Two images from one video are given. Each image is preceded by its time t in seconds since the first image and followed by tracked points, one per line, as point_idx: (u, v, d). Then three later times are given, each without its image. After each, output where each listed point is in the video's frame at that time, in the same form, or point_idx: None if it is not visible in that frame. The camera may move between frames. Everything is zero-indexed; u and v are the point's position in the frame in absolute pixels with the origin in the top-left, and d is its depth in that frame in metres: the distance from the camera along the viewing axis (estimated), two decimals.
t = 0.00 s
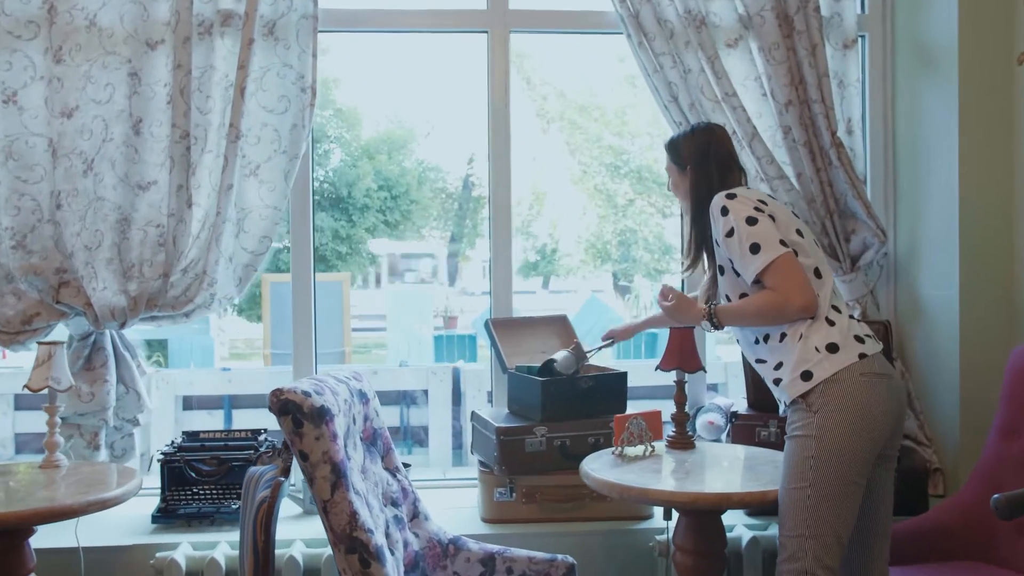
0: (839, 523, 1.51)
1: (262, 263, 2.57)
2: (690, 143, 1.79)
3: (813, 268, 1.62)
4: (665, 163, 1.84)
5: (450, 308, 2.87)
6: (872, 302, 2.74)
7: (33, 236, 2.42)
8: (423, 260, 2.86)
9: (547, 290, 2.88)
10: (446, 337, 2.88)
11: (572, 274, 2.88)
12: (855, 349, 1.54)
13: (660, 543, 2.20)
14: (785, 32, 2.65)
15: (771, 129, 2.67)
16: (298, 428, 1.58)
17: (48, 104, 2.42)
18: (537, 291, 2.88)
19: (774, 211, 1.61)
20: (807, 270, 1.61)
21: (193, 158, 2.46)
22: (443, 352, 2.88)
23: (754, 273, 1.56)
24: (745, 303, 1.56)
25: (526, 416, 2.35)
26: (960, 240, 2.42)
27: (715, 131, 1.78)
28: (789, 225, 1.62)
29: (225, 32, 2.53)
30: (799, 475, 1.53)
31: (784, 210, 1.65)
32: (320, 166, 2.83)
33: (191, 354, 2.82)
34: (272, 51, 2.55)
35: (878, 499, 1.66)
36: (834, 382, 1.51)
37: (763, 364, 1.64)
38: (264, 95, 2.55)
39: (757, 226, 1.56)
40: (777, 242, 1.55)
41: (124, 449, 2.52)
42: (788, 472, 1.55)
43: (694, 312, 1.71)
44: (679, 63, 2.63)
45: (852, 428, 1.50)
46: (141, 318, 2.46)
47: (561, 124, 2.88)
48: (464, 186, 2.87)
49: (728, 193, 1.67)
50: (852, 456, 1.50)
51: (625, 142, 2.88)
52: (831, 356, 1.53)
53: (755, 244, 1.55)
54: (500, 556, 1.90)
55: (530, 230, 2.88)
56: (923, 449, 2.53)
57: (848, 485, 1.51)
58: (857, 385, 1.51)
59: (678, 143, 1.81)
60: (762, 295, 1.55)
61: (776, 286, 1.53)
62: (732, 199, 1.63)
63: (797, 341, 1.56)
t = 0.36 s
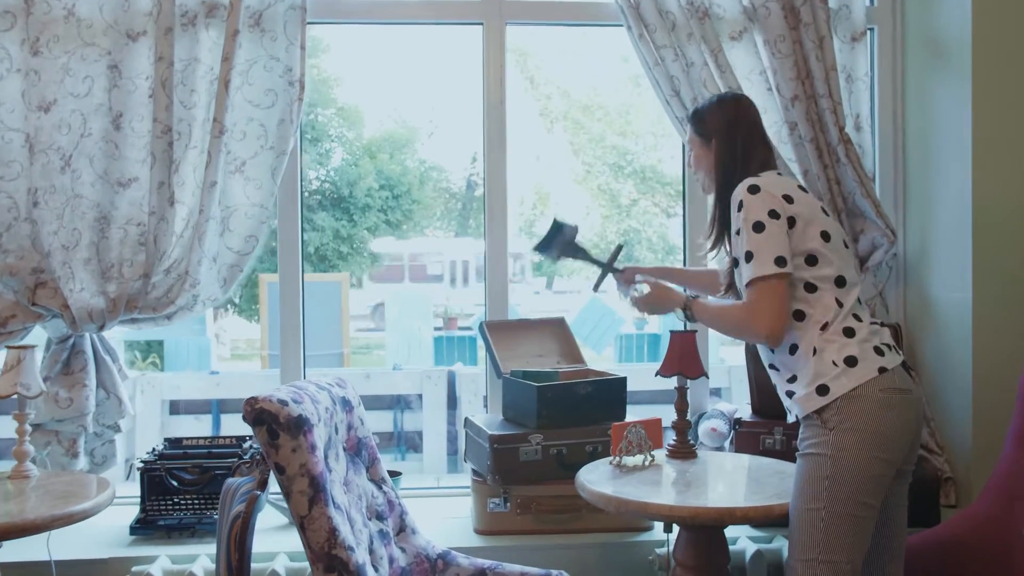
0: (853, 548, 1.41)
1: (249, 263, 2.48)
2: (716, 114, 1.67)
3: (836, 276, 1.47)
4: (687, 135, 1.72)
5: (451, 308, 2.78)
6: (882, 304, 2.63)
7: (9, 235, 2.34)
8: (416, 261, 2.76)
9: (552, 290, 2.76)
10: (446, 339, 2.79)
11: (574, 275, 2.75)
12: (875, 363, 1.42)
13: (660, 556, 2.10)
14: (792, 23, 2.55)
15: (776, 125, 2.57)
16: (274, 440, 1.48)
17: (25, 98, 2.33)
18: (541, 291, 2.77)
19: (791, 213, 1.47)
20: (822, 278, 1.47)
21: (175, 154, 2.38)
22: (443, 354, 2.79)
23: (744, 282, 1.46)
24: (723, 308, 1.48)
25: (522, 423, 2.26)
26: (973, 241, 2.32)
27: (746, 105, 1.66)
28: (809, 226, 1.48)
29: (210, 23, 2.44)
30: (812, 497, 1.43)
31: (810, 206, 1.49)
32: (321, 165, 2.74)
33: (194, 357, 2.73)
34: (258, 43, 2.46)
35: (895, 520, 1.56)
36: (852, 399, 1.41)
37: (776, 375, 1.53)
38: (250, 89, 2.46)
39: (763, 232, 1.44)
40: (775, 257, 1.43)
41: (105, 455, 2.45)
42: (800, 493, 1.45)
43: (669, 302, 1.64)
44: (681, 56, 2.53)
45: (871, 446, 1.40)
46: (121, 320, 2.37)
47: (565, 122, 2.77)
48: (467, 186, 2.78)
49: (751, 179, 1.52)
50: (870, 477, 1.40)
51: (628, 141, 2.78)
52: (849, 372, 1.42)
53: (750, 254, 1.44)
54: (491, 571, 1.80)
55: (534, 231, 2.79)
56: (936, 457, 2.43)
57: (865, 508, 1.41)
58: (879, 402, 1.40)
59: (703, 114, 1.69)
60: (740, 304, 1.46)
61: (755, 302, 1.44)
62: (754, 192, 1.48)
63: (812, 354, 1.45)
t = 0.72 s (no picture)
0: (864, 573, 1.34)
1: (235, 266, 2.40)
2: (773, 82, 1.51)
3: (849, 290, 1.38)
4: (734, 97, 1.55)
5: (448, 309, 2.70)
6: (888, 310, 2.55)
7: None
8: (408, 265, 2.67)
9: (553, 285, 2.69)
10: (443, 342, 2.70)
11: (573, 276, 2.68)
12: (890, 378, 1.34)
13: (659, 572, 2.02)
14: (795, 20, 2.47)
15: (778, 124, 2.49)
16: (252, 454, 1.40)
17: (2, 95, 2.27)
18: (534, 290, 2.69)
19: (821, 214, 1.38)
20: (832, 288, 1.38)
21: (158, 153, 2.30)
22: (438, 356, 2.70)
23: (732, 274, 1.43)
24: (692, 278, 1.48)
25: (516, 432, 2.18)
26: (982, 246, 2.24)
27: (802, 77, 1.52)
28: (835, 231, 1.38)
29: (194, 17, 2.36)
30: (822, 518, 1.35)
31: (843, 208, 1.39)
32: (318, 165, 2.66)
33: (180, 362, 2.65)
34: (244, 39, 2.39)
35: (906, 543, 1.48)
36: (866, 416, 1.33)
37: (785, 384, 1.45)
38: (236, 86, 2.38)
39: (777, 230, 1.38)
40: (771, 258, 1.37)
41: (86, 464, 2.36)
42: (809, 513, 1.38)
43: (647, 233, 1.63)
44: (682, 53, 2.46)
45: (885, 466, 1.32)
46: (101, 325, 2.30)
47: (564, 121, 2.69)
48: (467, 187, 2.70)
49: (784, 168, 1.42)
50: (882, 497, 1.33)
51: (627, 140, 2.70)
52: (862, 387, 1.34)
53: (748, 249, 1.40)
54: None
55: (534, 230, 2.69)
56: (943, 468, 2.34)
57: (878, 531, 1.34)
58: (893, 419, 1.32)
59: (755, 79, 1.52)
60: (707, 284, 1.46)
61: (722, 292, 1.43)
62: (780, 185, 1.40)
63: (821, 367, 1.37)
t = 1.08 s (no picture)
0: None
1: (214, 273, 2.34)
2: (801, 69, 1.42)
3: (869, 302, 1.33)
4: (755, 86, 1.43)
5: (435, 312, 2.64)
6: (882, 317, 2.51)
7: None
8: (393, 269, 2.62)
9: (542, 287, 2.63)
10: (431, 346, 2.64)
11: (563, 280, 2.63)
12: (891, 391, 1.29)
13: None
14: (788, 22, 2.43)
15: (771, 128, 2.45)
16: (225, 472, 1.34)
17: None
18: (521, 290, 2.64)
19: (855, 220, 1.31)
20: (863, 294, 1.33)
21: (135, 156, 2.24)
22: (426, 361, 2.64)
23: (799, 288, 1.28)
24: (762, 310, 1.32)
25: (503, 443, 2.12)
26: (976, 253, 2.20)
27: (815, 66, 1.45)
28: (863, 238, 1.32)
29: (173, 17, 2.30)
30: (821, 535, 1.30)
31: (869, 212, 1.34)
32: (306, 166, 2.59)
33: (159, 368, 2.58)
34: (224, 39, 2.33)
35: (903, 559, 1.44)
36: (867, 430, 1.28)
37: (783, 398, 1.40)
38: (215, 88, 2.32)
39: (830, 238, 1.27)
40: (840, 267, 1.27)
41: (59, 476, 2.29)
42: (807, 530, 1.33)
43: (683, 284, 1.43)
44: (672, 55, 2.41)
45: (885, 482, 1.27)
46: (75, 334, 2.23)
47: (554, 123, 2.64)
48: (457, 189, 2.64)
49: (819, 168, 1.33)
50: (883, 513, 1.28)
51: (616, 142, 2.65)
52: (862, 400, 1.29)
53: (813, 259, 1.27)
54: None
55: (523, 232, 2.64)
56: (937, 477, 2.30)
57: (877, 549, 1.29)
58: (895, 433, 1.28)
59: (779, 68, 1.42)
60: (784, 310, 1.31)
61: (805, 312, 1.28)
62: (823, 187, 1.30)
63: (822, 380, 1.33)
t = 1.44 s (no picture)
0: None
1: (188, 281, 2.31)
2: (751, 90, 1.42)
3: (865, 313, 1.33)
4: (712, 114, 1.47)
5: (412, 316, 2.62)
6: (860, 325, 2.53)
7: None
8: (369, 276, 2.59)
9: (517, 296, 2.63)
10: (408, 350, 2.62)
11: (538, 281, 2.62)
12: (878, 404, 1.30)
13: None
14: (766, 30, 2.44)
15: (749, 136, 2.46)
16: (197, 490, 1.31)
17: None
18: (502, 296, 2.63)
19: (850, 233, 1.32)
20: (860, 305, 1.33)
21: (106, 163, 2.21)
22: (403, 367, 2.62)
23: (808, 307, 1.27)
24: (786, 335, 1.29)
25: (481, 453, 2.11)
26: (954, 261, 2.22)
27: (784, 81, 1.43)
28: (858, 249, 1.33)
29: (145, 21, 2.26)
30: (807, 550, 1.30)
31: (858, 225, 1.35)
32: (282, 169, 2.56)
33: (131, 376, 2.53)
34: (197, 43, 2.29)
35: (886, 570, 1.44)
36: (854, 444, 1.28)
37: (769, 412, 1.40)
38: (188, 93, 2.29)
39: (835, 253, 1.27)
40: (847, 281, 1.27)
41: (28, 489, 2.25)
42: (793, 544, 1.33)
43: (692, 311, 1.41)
44: (651, 62, 2.41)
45: (872, 495, 1.28)
46: (44, 344, 2.19)
47: (530, 127, 2.63)
48: (433, 193, 2.62)
49: (809, 184, 1.33)
50: (870, 527, 1.28)
51: (593, 147, 2.65)
52: (848, 413, 1.29)
53: (822, 276, 1.26)
54: None
55: (501, 235, 2.63)
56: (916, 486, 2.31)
57: (864, 562, 1.29)
58: (881, 447, 1.28)
59: (731, 93, 1.44)
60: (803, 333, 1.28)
61: (828, 333, 1.27)
62: (817, 202, 1.30)
63: (812, 393, 1.33)
